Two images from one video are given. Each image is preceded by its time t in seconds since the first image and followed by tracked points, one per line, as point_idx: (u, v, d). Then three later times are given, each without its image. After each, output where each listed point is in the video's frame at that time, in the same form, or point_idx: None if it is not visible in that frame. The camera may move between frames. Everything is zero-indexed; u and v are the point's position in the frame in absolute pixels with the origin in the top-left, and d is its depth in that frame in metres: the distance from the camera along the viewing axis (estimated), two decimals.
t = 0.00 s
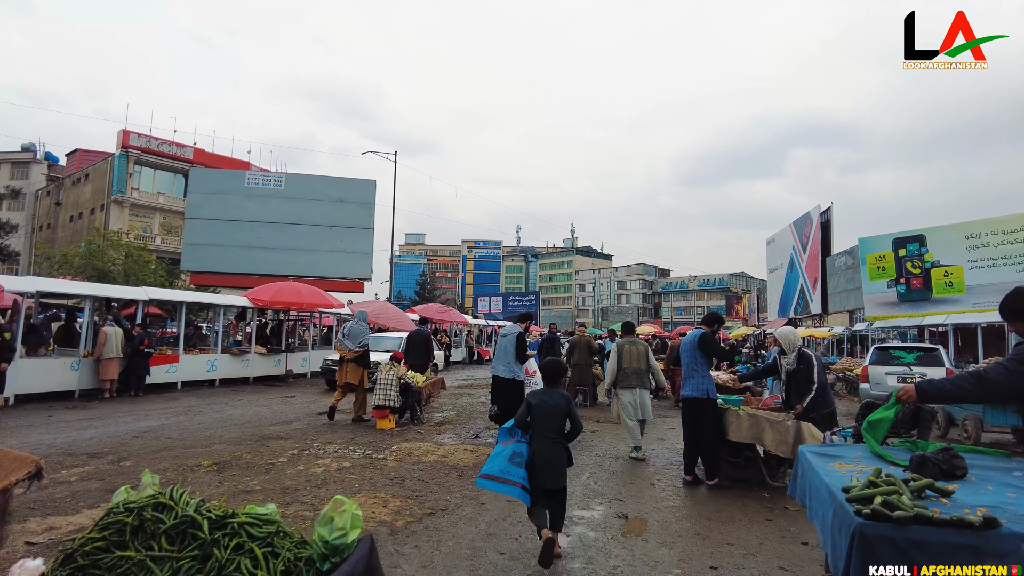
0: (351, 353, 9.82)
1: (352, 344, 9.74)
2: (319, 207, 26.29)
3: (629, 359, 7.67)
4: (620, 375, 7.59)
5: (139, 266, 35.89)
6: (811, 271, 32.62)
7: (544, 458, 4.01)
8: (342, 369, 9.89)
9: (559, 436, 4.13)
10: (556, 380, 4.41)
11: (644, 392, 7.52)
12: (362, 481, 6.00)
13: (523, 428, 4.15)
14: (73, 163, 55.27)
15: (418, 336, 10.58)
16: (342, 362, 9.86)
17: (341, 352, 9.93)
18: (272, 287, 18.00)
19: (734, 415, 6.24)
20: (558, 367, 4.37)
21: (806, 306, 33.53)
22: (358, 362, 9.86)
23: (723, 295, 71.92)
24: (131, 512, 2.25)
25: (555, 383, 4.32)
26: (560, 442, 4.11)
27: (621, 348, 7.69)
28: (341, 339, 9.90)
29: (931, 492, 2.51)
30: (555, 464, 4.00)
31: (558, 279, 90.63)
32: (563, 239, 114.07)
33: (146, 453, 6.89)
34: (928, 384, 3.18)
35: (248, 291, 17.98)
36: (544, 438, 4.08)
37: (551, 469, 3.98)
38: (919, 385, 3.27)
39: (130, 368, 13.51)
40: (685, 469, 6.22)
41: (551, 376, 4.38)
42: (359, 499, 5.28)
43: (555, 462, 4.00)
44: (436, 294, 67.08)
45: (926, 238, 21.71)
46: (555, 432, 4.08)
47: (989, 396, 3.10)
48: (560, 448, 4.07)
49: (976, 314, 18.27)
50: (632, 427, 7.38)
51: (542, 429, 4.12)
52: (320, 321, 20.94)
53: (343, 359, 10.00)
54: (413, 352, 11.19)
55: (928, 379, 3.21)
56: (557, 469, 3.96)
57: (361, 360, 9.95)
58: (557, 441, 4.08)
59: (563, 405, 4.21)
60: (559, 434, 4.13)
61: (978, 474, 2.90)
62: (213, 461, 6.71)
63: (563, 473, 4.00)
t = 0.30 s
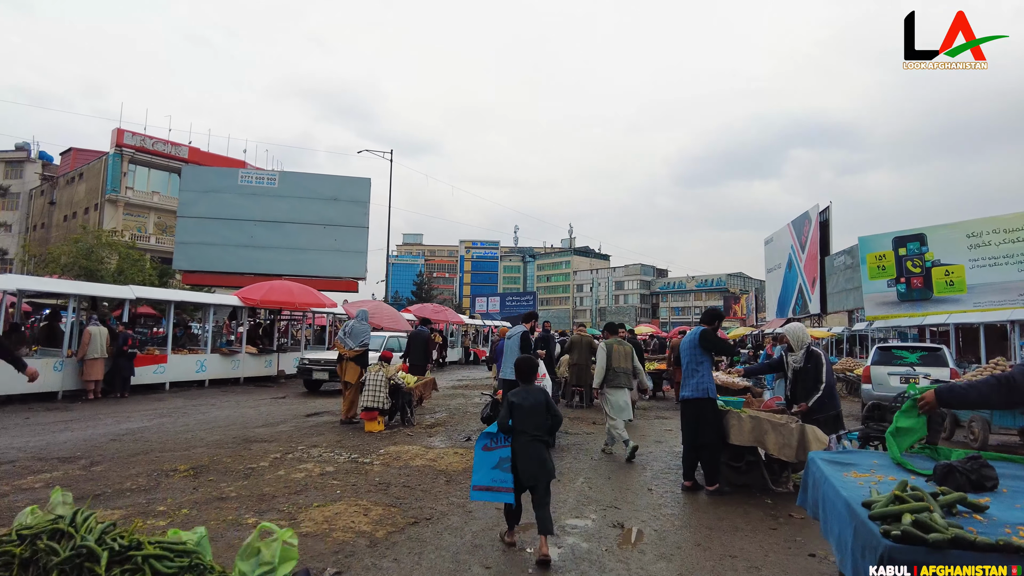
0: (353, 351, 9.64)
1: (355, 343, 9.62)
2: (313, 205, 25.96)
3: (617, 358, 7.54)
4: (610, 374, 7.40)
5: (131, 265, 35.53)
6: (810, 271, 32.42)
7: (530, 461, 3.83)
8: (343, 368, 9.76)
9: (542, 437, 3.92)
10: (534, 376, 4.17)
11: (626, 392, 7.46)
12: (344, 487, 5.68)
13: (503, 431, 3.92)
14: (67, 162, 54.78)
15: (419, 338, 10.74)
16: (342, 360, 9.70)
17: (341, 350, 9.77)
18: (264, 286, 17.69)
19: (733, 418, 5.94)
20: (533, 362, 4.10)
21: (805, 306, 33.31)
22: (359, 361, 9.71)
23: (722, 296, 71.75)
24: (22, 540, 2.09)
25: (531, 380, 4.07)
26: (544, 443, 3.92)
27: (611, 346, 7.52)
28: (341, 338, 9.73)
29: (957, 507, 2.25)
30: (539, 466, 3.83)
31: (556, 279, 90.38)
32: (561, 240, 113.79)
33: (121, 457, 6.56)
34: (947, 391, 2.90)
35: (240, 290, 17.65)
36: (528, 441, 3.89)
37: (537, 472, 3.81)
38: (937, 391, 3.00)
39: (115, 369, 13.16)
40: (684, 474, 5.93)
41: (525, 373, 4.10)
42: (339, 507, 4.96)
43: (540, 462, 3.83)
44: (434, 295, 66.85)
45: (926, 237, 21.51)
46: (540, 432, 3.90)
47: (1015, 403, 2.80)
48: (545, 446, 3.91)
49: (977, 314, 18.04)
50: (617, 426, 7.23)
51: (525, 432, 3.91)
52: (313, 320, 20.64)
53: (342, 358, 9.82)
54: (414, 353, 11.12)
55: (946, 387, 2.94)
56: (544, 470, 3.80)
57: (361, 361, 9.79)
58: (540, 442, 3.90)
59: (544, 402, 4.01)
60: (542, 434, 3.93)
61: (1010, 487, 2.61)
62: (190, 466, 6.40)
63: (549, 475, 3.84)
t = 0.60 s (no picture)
0: (349, 352, 9.43)
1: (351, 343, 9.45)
2: (307, 203, 25.61)
3: (607, 356, 7.29)
4: (599, 372, 7.10)
5: (125, 264, 35.16)
6: (810, 270, 32.13)
7: (503, 451, 4.17)
8: (340, 368, 9.59)
9: (515, 430, 4.26)
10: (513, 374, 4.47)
11: (612, 390, 7.24)
12: (322, 495, 5.35)
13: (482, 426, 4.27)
14: (61, 161, 54.34)
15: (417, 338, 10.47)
16: (339, 361, 9.49)
17: (337, 352, 9.54)
18: (255, 284, 17.36)
19: (734, 422, 5.62)
20: (514, 359, 4.38)
21: (804, 305, 33.02)
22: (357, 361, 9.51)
23: (721, 295, 71.45)
24: None
25: (511, 376, 4.38)
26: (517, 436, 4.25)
27: (602, 344, 7.24)
28: (336, 339, 9.51)
29: (1006, 535, 1.93)
30: (511, 457, 4.19)
31: (554, 278, 90.07)
32: (560, 240, 113.46)
33: (91, 463, 6.23)
34: (974, 398, 2.63)
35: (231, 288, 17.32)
36: (503, 434, 4.21)
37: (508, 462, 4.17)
38: (969, 401, 2.73)
39: (98, 369, 12.81)
40: (683, 481, 5.61)
41: (506, 369, 4.41)
42: (314, 518, 4.63)
43: (512, 452, 4.19)
44: (432, 294, 66.55)
45: (928, 235, 21.23)
46: (512, 425, 4.22)
47: None
48: (516, 439, 4.23)
49: (981, 313, 17.74)
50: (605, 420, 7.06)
51: (500, 426, 4.25)
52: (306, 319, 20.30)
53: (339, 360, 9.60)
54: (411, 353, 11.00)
55: (977, 394, 2.67)
56: (514, 460, 4.16)
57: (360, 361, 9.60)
58: (514, 435, 4.23)
59: (520, 398, 4.30)
60: (516, 428, 4.26)
61: None
62: (163, 471, 6.06)
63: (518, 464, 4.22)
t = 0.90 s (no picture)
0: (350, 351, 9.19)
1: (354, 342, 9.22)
2: (304, 200, 25.31)
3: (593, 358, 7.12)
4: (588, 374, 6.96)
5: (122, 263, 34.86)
6: (812, 269, 31.83)
7: (499, 449, 3.95)
8: (342, 368, 9.36)
9: (513, 429, 4.04)
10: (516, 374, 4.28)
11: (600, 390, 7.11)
12: (308, 503, 5.05)
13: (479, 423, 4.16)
14: (59, 159, 54.04)
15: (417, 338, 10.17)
16: (340, 360, 9.25)
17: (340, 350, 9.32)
18: (250, 282, 17.05)
19: (745, 427, 5.29)
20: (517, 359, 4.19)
21: (807, 305, 32.73)
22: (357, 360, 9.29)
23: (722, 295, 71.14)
24: None
25: (511, 376, 4.17)
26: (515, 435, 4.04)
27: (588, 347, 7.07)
28: (339, 338, 9.27)
29: None
30: (509, 456, 3.94)
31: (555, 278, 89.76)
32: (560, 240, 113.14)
33: (68, 468, 5.95)
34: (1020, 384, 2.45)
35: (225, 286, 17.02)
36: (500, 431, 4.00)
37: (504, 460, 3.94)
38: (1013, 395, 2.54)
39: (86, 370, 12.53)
40: (690, 488, 5.31)
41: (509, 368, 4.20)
42: (296, 529, 4.32)
43: (509, 452, 3.94)
44: (432, 294, 66.22)
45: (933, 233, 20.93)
46: (512, 425, 4.01)
47: None
48: (516, 439, 4.01)
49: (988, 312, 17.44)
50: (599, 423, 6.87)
51: (498, 424, 4.05)
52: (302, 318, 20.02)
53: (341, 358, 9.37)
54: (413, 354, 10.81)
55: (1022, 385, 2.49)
56: (511, 458, 3.92)
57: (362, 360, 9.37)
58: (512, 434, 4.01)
59: (518, 397, 4.10)
60: (514, 427, 4.04)
61: None
62: (142, 477, 5.76)
63: (516, 464, 3.95)
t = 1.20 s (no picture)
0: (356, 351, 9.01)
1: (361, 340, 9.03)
2: (303, 197, 24.99)
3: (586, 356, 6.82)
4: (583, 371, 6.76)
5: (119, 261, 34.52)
6: (817, 268, 31.45)
7: (506, 446, 3.79)
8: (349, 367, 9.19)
9: (518, 425, 3.89)
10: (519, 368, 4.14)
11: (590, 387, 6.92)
12: (295, 511, 4.71)
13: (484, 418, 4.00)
14: (59, 157, 53.67)
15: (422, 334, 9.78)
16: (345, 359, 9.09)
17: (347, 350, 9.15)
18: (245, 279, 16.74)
19: (761, 429, 4.97)
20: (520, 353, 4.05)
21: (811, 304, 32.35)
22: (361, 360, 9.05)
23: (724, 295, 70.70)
24: None
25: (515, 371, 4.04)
26: (520, 430, 3.88)
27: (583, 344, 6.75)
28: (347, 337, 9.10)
29: None
30: (514, 454, 3.78)
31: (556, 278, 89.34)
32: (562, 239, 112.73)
33: (44, 471, 5.62)
34: None
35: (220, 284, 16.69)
36: (506, 428, 3.85)
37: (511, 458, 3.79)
38: None
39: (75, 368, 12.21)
40: (705, 495, 4.98)
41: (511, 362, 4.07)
42: (279, 541, 3.99)
43: (515, 448, 3.78)
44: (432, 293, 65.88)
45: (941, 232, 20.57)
46: (516, 421, 3.86)
47: None
48: (521, 435, 3.85)
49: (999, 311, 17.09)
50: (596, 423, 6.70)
51: (503, 420, 3.90)
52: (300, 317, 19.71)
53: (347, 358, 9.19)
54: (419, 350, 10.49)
55: None
56: (517, 456, 3.76)
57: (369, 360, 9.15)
58: (517, 430, 3.86)
59: (522, 392, 3.94)
60: (518, 423, 3.89)
61: None
62: (121, 482, 5.43)
63: (523, 462, 3.80)
